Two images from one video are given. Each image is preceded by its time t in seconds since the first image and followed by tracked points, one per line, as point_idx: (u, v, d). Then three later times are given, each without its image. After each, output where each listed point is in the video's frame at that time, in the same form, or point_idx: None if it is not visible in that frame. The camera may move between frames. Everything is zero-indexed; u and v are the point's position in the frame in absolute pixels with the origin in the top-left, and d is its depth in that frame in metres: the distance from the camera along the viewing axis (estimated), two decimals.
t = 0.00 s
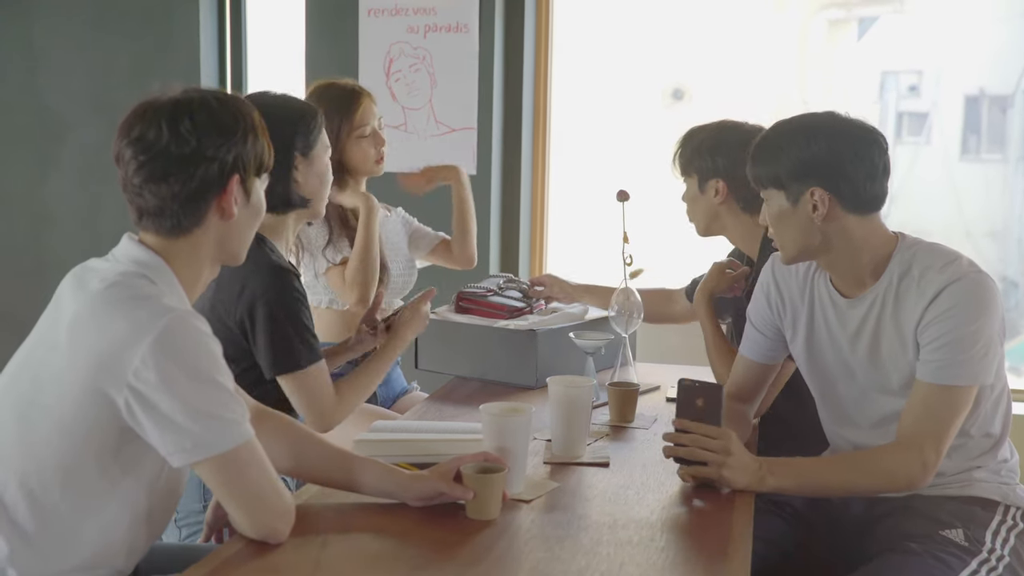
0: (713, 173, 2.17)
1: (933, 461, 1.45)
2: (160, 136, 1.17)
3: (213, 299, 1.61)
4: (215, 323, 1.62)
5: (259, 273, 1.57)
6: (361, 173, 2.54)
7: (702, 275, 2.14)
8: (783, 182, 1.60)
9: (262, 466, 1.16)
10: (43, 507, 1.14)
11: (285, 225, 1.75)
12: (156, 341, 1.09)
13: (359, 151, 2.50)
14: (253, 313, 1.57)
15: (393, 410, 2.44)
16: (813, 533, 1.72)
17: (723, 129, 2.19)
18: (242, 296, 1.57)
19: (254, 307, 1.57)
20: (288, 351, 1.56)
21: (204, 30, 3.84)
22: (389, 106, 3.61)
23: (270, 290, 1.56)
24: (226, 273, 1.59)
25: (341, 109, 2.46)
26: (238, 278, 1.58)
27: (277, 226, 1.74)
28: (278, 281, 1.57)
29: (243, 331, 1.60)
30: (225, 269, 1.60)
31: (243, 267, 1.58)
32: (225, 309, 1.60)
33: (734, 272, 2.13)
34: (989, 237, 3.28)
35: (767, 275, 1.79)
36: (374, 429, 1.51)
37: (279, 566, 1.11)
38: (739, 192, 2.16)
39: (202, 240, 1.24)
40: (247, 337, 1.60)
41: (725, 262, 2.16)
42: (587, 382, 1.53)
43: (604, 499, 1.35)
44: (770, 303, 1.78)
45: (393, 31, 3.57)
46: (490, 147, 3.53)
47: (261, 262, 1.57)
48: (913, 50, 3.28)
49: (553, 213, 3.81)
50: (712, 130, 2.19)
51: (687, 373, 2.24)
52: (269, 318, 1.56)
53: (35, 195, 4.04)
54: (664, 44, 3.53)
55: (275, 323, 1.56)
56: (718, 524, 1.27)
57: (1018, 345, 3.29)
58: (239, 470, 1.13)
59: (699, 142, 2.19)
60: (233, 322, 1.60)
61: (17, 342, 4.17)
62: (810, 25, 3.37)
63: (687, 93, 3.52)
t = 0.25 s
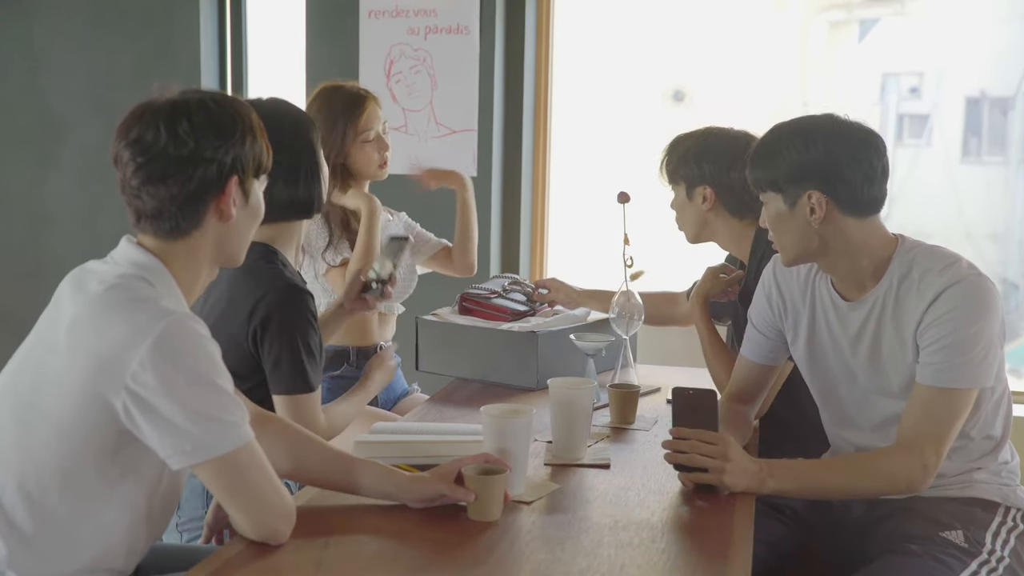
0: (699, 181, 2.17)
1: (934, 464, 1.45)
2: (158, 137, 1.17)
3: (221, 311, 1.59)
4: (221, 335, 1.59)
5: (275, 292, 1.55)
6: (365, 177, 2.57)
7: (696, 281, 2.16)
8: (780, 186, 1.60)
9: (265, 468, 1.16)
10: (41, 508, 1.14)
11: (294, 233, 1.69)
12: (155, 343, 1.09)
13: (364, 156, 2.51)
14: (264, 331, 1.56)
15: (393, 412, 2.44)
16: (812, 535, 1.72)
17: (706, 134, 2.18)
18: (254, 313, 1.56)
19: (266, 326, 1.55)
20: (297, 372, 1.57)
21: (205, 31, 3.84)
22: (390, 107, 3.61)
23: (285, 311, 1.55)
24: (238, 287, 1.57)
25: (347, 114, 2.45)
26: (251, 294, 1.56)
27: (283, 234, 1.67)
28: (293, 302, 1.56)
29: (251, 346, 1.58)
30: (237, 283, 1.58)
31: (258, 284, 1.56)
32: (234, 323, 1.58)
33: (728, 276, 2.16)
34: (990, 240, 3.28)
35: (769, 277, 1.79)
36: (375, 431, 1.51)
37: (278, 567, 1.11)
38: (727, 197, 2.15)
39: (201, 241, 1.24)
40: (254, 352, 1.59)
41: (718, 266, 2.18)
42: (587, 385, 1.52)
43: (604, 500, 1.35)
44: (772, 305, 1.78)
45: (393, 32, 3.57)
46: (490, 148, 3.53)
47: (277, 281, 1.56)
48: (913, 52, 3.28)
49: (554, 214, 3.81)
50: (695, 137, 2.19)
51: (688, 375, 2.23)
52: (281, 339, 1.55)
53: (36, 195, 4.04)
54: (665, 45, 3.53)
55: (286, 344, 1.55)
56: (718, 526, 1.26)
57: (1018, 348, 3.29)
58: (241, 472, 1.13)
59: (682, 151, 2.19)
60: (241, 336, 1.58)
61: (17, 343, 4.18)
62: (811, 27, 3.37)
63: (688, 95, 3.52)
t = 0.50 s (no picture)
0: (691, 186, 2.18)
1: (935, 465, 1.45)
2: (149, 136, 1.17)
3: (222, 324, 1.59)
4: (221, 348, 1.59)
5: (275, 307, 1.55)
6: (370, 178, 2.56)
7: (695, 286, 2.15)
8: (777, 188, 1.60)
9: (263, 470, 1.16)
10: (34, 509, 1.14)
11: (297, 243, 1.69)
12: (149, 347, 1.08)
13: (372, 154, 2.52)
14: (262, 345, 1.55)
15: (394, 412, 2.44)
16: (813, 536, 1.72)
17: (693, 143, 2.21)
18: (253, 327, 1.55)
19: (265, 341, 1.55)
20: (292, 390, 1.55)
21: (207, 31, 3.85)
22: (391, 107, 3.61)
23: (284, 327, 1.54)
24: (240, 300, 1.57)
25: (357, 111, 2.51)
26: (252, 308, 1.55)
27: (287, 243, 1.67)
28: (293, 318, 1.55)
29: (248, 361, 1.57)
30: (238, 296, 1.57)
31: (259, 298, 1.56)
32: (233, 337, 1.57)
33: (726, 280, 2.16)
34: (992, 240, 3.28)
35: (770, 279, 1.79)
36: (375, 431, 1.51)
37: (280, 568, 1.11)
38: (720, 201, 2.16)
39: (194, 238, 1.23)
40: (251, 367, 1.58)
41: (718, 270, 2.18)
42: (590, 385, 1.52)
43: (606, 501, 1.35)
44: (773, 307, 1.78)
45: (395, 33, 3.57)
46: (491, 148, 3.53)
47: (278, 298, 1.55)
48: (915, 52, 3.28)
49: (555, 215, 3.81)
50: (683, 146, 2.21)
51: (689, 376, 2.23)
52: (278, 354, 1.54)
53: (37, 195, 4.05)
54: (666, 45, 3.53)
55: (284, 360, 1.54)
56: (719, 527, 1.27)
57: (1020, 348, 3.29)
58: (239, 473, 1.13)
59: (672, 159, 2.21)
60: (239, 351, 1.57)
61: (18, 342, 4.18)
62: (813, 27, 3.36)
63: (689, 96, 3.52)
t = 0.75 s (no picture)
0: (680, 208, 2.20)
1: (936, 465, 1.44)
2: (126, 135, 1.15)
3: (212, 332, 1.59)
4: (212, 356, 1.59)
5: (266, 316, 1.55)
6: (385, 178, 2.61)
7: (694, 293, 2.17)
8: (775, 190, 1.60)
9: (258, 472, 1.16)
10: (23, 514, 1.14)
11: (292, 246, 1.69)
12: (139, 352, 1.07)
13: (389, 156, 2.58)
14: (254, 354, 1.56)
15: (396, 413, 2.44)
16: (813, 537, 1.72)
17: (681, 164, 2.23)
18: (244, 336, 1.55)
19: (257, 350, 1.55)
20: (285, 398, 1.56)
21: (209, 32, 3.85)
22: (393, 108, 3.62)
23: (276, 336, 1.55)
24: (231, 309, 1.57)
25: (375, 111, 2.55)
26: (243, 317, 1.55)
27: (284, 246, 1.67)
28: (284, 327, 1.56)
29: (240, 369, 1.58)
30: (229, 304, 1.57)
31: (250, 307, 1.56)
32: (224, 345, 1.58)
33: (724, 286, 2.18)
34: (994, 240, 3.28)
35: (771, 279, 1.79)
36: (377, 432, 1.51)
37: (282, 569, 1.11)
38: (711, 218, 2.17)
39: (178, 235, 1.22)
40: (243, 375, 1.58)
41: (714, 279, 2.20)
42: (590, 386, 1.52)
43: (607, 501, 1.35)
44: (774, 308, 1.78)
45: (397, 34, 3.57)
46: (493, 149, 3.53)
47: (269, 306, 1.56)
48: (916, 53, 3.28)
49: (557, 215, 3.81)
50: (671, 168, 2.23)
51: (691, 376, 2.23)
52: (271, 363, 1.55)
53: (39, 196, 4.05)
54: (667, 46, 3.53)
55: (276, 368, 1.55)
56: (720, 527, 1.27)
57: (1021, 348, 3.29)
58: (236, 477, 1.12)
59: (660, 181, 2.23)
60: (230, 359, 1.57)
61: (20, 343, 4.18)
62: (814, 28, 3.36)
63: (691, 96, 3.53)
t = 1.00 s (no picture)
0: (673, 224, 2.19)
1: (937, 465, 1.44)
2: (116, 137, 1.12)
3: (210, 334, 1.59)
4: (210, 358, 1.60)
5: (262, 318, 1.54)
6: (406, 179, 2.64)
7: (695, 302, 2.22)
8: (774, 192, 1.60)
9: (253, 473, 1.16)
10: (17, 518, 1.11)
11: (291, 248, 1.68)
12: (135, 359, 1.07)
13: (408, 159, 2.61)
14: (250, 357, 1.55)
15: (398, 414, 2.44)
16: (814, 538, 1.72)
17: (670, 181, 2.22)
18: (241, 339, 1.55)
19: (253, 353, 1.55)
20: (281, 400, 1.55)
21: (210, 33, 3.85)
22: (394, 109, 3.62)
23: (271, 339, 1.54)
24: (227, 311, 1.57)
25: (398, 113, 2.58)
26: (239, 319, 1.55)
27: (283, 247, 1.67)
28: (280, 329, 1.55)
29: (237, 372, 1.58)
30: (226, 306, 1.57)
31: (246, 309, 1.55)
32: (222, 348, 1.58)
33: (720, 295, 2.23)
34: (995, 240, 3.28)
35: (771, 279, 1.79)
36: (377, 433, 1.51)
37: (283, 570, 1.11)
38: (705, 232, 2.16)
39: (170, 236, 1.19)
40: (241, 378, 1.58)
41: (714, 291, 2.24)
42: (591, 387, 1.52)
43: (609, 502, 1.35)
44: (775, 308, 1.78)
45: (398, 34, 3.57)
46: (494, 150, 3.53)
47: (265, 308, 1.55)
48: (918, 53, 3.28)
49: (558, 216, 3.81)
50: (659, 186, 2.22)
51: (692, 377, 2.23)
52: (267, 366, 1.54)
53: (40, 197, 4.05)
54: (668, 46, 3.53)
55: (272, 372, 1.54)
56: (721, 528, 1.27)
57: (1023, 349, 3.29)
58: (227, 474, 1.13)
59: (650, 201, 2.23)
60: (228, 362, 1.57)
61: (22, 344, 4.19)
62: (816, 28, 3.36)
63: (692, 97, 3.53)
